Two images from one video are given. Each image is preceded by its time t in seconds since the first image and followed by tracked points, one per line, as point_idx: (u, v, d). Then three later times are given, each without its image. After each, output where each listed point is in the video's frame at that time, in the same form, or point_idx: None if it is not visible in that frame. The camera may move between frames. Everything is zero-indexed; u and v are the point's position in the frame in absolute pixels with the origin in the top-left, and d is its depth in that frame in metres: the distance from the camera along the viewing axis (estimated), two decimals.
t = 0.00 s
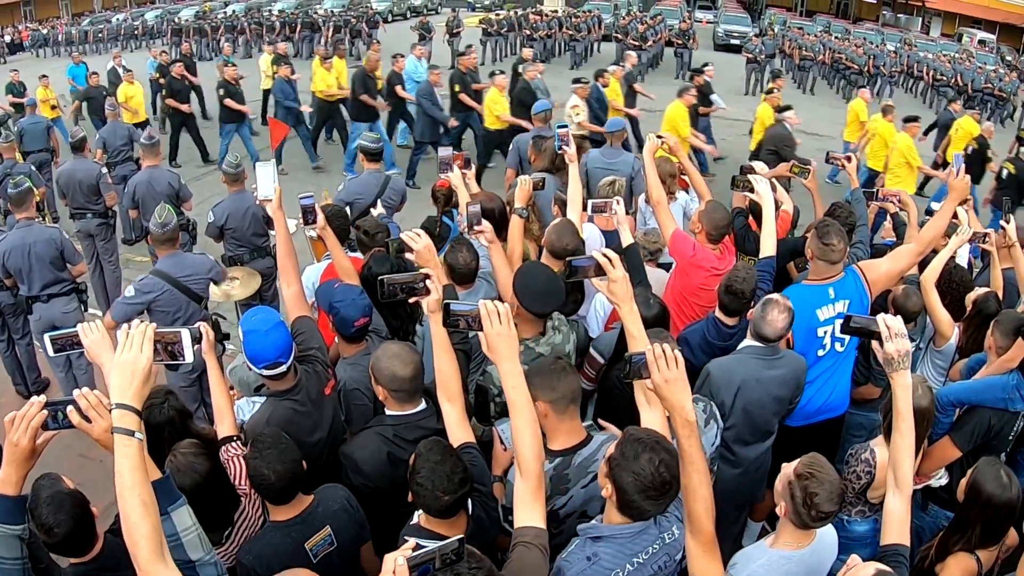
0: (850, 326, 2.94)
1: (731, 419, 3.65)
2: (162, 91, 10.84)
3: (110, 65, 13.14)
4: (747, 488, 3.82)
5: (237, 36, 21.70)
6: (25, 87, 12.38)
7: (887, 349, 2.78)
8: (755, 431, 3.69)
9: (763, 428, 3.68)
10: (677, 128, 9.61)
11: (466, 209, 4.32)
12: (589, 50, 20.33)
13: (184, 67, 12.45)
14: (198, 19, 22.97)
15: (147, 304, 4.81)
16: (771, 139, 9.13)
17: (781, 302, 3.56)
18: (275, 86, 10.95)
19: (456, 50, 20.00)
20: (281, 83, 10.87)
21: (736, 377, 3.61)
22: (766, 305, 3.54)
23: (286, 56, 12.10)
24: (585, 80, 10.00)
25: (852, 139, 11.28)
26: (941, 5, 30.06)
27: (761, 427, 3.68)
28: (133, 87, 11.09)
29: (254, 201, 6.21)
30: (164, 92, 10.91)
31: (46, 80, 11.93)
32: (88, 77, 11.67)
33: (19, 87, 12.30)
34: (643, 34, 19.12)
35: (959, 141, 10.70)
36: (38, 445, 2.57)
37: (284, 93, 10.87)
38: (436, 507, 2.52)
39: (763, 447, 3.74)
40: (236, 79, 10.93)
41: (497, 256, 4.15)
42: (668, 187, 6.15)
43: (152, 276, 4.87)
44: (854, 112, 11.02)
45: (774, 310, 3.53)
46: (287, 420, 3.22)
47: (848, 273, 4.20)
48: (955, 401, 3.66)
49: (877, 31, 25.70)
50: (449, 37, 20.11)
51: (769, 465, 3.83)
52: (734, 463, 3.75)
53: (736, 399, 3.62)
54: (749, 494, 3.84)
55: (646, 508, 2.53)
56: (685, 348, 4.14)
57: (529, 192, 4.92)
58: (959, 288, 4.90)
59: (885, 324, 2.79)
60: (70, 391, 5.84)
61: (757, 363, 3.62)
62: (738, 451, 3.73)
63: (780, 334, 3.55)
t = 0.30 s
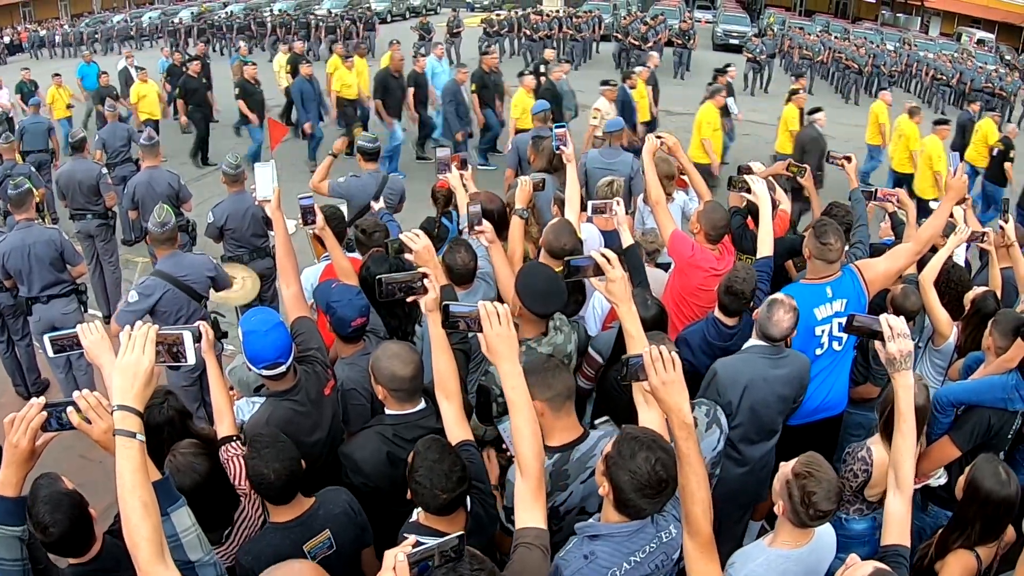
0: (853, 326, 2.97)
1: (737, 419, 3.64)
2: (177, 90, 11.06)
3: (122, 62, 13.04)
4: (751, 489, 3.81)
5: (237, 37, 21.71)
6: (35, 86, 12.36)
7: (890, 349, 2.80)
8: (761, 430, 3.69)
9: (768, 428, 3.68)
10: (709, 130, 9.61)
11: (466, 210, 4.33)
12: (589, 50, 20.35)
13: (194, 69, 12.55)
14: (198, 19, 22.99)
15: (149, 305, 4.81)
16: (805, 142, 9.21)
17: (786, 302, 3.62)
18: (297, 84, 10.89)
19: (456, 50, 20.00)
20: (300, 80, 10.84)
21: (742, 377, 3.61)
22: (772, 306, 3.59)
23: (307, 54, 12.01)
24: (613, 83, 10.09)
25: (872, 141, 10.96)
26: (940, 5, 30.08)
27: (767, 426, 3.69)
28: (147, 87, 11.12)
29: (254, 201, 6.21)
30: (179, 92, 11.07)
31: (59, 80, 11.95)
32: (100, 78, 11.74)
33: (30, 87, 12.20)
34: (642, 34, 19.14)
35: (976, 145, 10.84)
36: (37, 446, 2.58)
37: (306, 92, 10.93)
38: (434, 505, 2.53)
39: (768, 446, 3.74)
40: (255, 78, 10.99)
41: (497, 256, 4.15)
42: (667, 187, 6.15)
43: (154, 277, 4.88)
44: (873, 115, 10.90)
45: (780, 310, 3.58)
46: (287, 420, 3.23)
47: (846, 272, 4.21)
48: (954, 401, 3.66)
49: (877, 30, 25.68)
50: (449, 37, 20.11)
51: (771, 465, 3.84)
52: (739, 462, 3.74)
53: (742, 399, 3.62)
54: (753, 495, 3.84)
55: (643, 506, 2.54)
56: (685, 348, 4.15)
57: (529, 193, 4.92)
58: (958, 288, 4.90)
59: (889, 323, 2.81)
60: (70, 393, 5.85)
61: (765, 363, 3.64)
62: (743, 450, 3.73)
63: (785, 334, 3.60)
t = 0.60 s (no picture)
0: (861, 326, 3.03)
1: (746, 416, 3.65)
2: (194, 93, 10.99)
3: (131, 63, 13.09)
4: (755, 488, 3.82)
5: (238, 37, 21.69)
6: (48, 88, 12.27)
7: (897, 350, 2.85)
8: (767, 429, 3.70)
9: (775, 427, 3.69)
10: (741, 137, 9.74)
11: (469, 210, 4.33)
12: (590, 50, 20.34)
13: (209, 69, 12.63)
14: (198, 20, 22.97)
15: (148, 307, 4.83)
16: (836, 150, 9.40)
17: (794, 300, 3.63)
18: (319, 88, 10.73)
19: (456, 50, 19.99)
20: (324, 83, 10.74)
21: (752, 374, 3.63)
22: (779, 304, 3.59)
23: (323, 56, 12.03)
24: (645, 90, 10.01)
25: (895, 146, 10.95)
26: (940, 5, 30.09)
27: (774, 425, 3.69)
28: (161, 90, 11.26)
29: (256, 202, 6.22)
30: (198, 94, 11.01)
31: (70, 82, 11.84)
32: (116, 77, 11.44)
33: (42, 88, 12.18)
34: (643, 34, 19.12)
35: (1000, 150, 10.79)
36: (40, 447, 2.59)
37: (328, 96, 10.74)
38: (438, 504, 2.54)
39: (774, 444, 3.75)
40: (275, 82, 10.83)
41: (500, 257, 4.16)
42: (668, 189, 6.16)
43: (152, 278, 4.89)
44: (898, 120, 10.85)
45: (788, 308, 3.59)
46: (289, 421, 3.23)
47: (847, 272, 4.22)
48: (956, 400, 3.65)
49: (878, 31, 25.68)
50: (450, 38, 20.11)
51: (775, 465, 3.84)
52: (746, 460, 3.74)
53: (750, 396, 3.63)
54: (756, 493, 3.84)
55: (645, 507, 2.55)
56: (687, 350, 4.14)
57: (533, 194, 4.93)
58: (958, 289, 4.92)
59: (895, 325, 2.85)
60: (72, 393, 5.85)
61: (771, 361, 3.66)
62: (751, 448, 3.73)
63: (795, 332, 3.61)
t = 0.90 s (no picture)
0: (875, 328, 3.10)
1: (746, 416, 3.66)
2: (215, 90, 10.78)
3: (144, 61, 13.18)
4: (757, 488, 3.81)
5: (240, 35, 21.70)
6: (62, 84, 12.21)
7: (907, 351, 2.87)
8: (768, 428, 3.70)
9: (777, 427, 3.69)
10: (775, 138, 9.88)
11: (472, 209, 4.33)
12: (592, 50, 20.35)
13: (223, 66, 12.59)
14: (200, 18, 22.97)
15: (146, 306, 4.82)
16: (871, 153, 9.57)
17: (792, 300, 3.61)
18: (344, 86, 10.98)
19: (458, 49, 20.00)
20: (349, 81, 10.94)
21: (753, 374, 3.62)
22: (778, 304, 3.58)
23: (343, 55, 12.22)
24: (676, 93, 10.07)
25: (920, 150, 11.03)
26: (941, 6, 30.15)
27: (774, 424, 3.69)
28: (177, 86, 10.99)
29: (258, 200, 6.21)
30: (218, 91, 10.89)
31: (85, 78, 11.82)
32: (132, 74, 11.24)
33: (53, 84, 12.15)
34: (645, 35, 19.13)
35: None
36: (39, 446, 2.58)
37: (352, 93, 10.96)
38: (440, 504, 2.53)
39: (776, 444, 3.75)
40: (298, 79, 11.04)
41: (503, 257, 4.15)
42: (670, 189, 6.15)
43: (150, 278, 4.88)
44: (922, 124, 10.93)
45: (786, 308, 3.58)
46: (291, 419, 3.22)
47: (850, 273, 4.21)
48: (958, 400, 3.65)
49: (880, 32, 25.69)
50: (452, 37, 20.09)
51: (778, 465, 3.84)
52: (747, 460, 3.75)
53: (751, 396, 3.63)
54: (757, 493, 3.84)
55: (647, 509, 2.54)
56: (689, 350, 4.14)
57: (539, 194, 4.92)
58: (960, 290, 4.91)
59: (905, 327, 2.87)
60: (73, 391, 5.85)
61: (772, 360, 3.65)
62: (752, 448, 3.73)
63: (793, 331, 3.60)
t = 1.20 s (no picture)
0: (884, 330, 3.16)
1: (744, 414, 3.66)
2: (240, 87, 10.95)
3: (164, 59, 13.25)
4: (758, 488, 3.80)
5: (245, 32, 21.68)
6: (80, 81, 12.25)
7: (915, 353, 2.86)
8: (767, 428, 3.69)
9: (775, 426, 3.68)
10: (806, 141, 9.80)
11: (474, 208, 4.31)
12: (596, 50, 20.33)
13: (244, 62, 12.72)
14: (205, 16, 23.00)
15: (146, 305, 4.82)
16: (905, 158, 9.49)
17: (792, 299, 3.59)
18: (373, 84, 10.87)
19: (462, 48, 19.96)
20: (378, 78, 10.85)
21: (750, 373, 3.62)
22: (777, 303, 3.57)
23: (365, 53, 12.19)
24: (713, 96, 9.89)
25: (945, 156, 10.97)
26: (945, 7, 30.10)
27: (773, 424, 3.69)
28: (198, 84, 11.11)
29: (261, 198, 6.20)
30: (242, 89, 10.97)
31: (104, 76, 11.84)
32: (145, 73, 11.10)
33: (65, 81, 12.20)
34: (649, 34, 19.09)
35: None
36: (39, 445, 2.57)
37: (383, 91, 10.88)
38: (441, 505, 2.52)
39: (775, 444, 3.74)
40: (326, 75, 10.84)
41: (505, 256, 4.13)
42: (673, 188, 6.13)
43: (151, 277, 4.87)
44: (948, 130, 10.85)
45: (785, 307, 3.56)
46: (292, 419, 3.21)
47: (853, 274, 4.19)
48: (960, 400, 3.63)
49: (884, 32, 25.61)
50: (455, 36, 20.05)
51: (779, 464, 3.83)
52: (746, 459, 3.75)
53: (748, 395, 3.63)
54: (758, 491, 3.82)
55: (648, 509, 2.53)
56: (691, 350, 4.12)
57: (544, 192, 4.90)
58: (963, 291, 4.89)
59: (915, 328, 2.87)
60: (75, 388, 5.86)
61: (771, 359, 3.64)
62: (750, 446, 3.74)
63: (793, 330, 3.59)
